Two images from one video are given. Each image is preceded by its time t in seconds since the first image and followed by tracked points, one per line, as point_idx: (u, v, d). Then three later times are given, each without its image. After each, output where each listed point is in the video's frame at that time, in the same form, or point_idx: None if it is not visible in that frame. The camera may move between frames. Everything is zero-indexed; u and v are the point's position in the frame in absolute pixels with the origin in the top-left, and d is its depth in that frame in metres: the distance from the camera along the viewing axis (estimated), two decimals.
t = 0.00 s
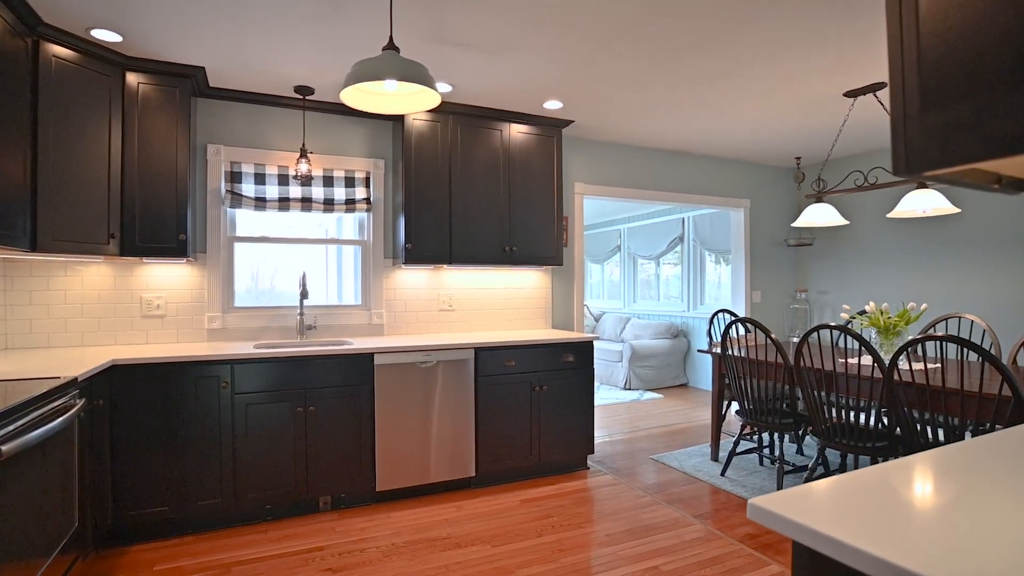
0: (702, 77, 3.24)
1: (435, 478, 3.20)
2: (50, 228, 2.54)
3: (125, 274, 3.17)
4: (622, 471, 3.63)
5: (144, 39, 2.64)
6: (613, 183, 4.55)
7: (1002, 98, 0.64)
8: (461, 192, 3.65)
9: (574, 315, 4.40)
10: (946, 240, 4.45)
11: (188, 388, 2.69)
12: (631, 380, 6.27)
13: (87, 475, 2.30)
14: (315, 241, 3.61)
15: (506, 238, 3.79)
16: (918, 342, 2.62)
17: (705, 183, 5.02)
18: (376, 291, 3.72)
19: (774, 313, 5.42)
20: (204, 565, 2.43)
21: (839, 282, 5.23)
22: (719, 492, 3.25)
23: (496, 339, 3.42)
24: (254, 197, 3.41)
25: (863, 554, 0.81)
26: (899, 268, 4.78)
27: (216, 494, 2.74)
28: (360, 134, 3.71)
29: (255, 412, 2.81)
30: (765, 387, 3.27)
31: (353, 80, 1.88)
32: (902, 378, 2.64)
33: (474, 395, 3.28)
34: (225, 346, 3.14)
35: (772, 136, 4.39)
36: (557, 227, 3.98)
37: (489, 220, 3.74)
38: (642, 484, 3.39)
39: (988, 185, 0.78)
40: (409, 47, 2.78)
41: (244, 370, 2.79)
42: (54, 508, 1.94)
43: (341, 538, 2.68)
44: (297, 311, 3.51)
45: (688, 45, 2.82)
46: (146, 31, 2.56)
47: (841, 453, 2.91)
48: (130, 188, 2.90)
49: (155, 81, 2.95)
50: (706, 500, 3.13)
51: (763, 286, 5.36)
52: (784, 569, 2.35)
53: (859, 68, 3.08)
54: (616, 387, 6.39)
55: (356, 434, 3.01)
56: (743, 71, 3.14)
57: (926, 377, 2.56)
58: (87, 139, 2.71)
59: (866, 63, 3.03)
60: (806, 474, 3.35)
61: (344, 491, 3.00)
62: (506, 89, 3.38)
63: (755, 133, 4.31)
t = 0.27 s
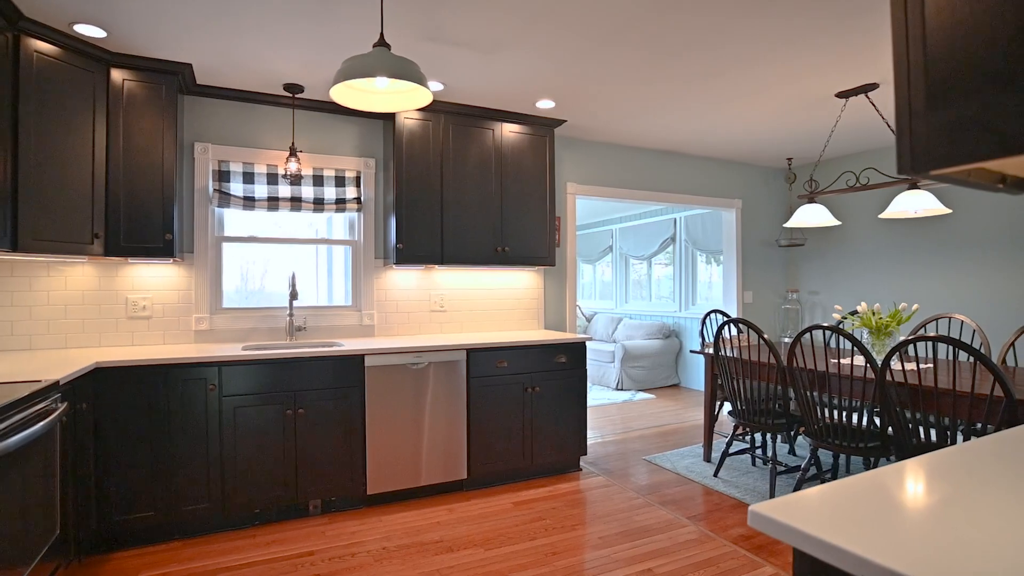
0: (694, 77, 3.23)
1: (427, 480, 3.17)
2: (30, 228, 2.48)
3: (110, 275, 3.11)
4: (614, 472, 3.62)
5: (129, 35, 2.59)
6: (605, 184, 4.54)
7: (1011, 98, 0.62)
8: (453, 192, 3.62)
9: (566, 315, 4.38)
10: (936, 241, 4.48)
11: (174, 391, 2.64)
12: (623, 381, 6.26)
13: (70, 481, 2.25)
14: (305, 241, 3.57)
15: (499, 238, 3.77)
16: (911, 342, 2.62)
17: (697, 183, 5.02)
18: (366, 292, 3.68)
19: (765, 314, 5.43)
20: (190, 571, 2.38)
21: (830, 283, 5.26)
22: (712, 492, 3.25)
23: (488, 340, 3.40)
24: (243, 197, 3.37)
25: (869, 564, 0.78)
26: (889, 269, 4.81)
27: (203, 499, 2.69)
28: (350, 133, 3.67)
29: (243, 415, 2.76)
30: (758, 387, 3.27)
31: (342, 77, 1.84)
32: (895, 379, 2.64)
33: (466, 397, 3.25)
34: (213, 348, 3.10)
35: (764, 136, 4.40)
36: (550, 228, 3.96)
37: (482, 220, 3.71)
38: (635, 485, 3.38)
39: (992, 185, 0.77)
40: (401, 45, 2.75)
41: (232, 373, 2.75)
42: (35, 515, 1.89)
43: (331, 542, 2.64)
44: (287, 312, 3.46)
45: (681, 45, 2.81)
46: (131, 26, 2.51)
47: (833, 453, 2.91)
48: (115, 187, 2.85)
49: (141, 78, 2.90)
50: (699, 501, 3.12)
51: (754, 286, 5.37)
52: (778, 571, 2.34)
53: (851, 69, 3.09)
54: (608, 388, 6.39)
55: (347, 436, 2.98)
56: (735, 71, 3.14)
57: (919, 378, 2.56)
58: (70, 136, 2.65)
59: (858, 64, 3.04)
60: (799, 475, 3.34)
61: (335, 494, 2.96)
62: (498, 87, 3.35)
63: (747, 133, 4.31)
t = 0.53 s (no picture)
0: (687, 77, 3.22)
1: (419, 483, 3.14)
2: (11, 229, 2.42)
3: (94, 275, 3.05)
4: (607, 473, 3.60)
5: (113, 30, 2.54)
6: (597, 184, 4.52)
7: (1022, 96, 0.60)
8: (445, 192, 3.59)
9: (558, 316, 4.36)
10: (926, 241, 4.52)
11: (160, 393, 2.59)
12: (615, 381, 6.26)
13: (51, 487, 2.19)
14: (295, 241, 3.52)
15: (490, 238, 3.74)
16: (904, 343, 2.62)
17: (689, 183, 5.03)
18: (357, 293, 3.64)
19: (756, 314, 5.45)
20: None
21: (821, 283, 5.28)
22: (705, 493, 3.24)
23: (480, 341, 3.37)
24: (231, 196, 3.31)
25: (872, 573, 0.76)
26: (879, 267, 4.85)
27: (189, 504, 2.64)
28: (341, 131, 3.63)
29: (231, 418, 2.72)
30: (750, 389, 3.27)
31: (332, 74, 1.81)
32: (888, 379, 2.64)
33: (458, 398, 3.23)
34: (200, 350, 3.05)
35: (755, 137, 4.40)
36: (542, 228, 3.94)
37: (473, 220, 3.68)
38: (627, 486, 3.36)
39: (997, 185, 0.75)
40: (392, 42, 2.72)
41: (219, 375, 2.70)
42: (15, 523, 1.84)
43: (321, 547, 2.60)
44: (275, 313, 3.42)
45: (674, 45, 2.79)
46: (115, 22, 2.46)
47: (826, 454, 2.91)
48: (99, 185, 2.79)
49: (126, 74, 2.84)
50: (691, 502, 3.11)
51: (746, 287, 5.39)
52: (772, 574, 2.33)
53: (842, 69, 3.10)
54: (600, 388, 6.38)
55: (337, 439, 2.94)
56: (727, 71, 3.13)
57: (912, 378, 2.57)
58: (53, 134, 2.59)
59: (849, 65, 3.05)
60: (791, 475, 3.34)
61: (325, 498, 2.92)
62: (490, 86, 3.32)
63: (739, 133, 4.31)
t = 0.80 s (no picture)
0: (680, 77, 3.22)
1: (410, 486, 3.11)
2: None
3: (78, 276, 2.99)
4: (599, 474, 3.59)
5: (96, 25, 2.48)
6: (589, 184, 4.51)
7: None
8: (436, 191, 3.56)
9: (550, 316, 4.34)
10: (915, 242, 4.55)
11: (145, 396, 2.54)
12: (607, 382, 6.25)
13: (33, 493, 2.14)
14: (285, 241, 3.48)
15: (482, 238, 3.71)
16: (896, 344, 2.62)
17: (680, 184, 5.03)
18: (347, 293, 3.60)
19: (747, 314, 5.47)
20: None
21: (812, 283, 5.30)
22: (697, 494, 3.23)
23: (472, 343, 3.34)
24: (218, 195, 3.27)
25: None
26: (869, 267, 4.88)
27: (174, 509, 2.59)
28: (331, 130, 3.59)
29: (219, 420, 2.67)
30: (743, 389, 3.27)
31: (321, 71, 1.78)
32: (880, 380, 2.64)
33: (449, 400, 3.20)
34: (187, 352, 3.00)
35: (747, 137, 4.41)
36: (534, 228, 3.92)
37: (465, 220, 3.66)
38: (620, 488, 3.35)
39: (1001, 186, 0.74)
40: (382, 40, 2.69)
41: (206, 377, 2.65)
42: None
43: (311, 552, 2.56)
44: (264, 314, 3.37)
45: (667, 44, 2.78)
46: (99, 17, 2.41)
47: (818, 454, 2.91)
48: (82, 183, 2.73)
49: (110, 71, 2.79)
50: (684, 503, 3.10)
51: (737, 287, 5.40)
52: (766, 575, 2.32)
53: (834, 70, 3.10)
54: (592, 389, 6.37)
55: (327, 442, 2.90)
56: (720, 71, 3.13)
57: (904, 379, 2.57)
58: (34, 131, 2.53)
59: (841, 66, 3.05)
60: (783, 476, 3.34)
61: (314, 502, 2.89)
62: (482, 85, 3.30)
63: (730, 134, 4.32)
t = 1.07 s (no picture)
0: (672, 78, 3.21)
1: (401, 489, 3.07)
2: None
3: (60, 276, 2.93)
4: (592, 476, 3.57)
5: (79, 20, 2.43)
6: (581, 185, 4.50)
7: None
8: (427, 191, 3.53)
9: (542, 317, 4.33)
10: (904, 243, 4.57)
11: (129, 400, 2.49)
12: (598, 383, 6.24)
13: (11, 499, 2.09)
14: (274, 241, 3.43)
15: (474, 239, 3.69)
16: (888, 345, 2.63)
17: (672, 185, 5.03)
18: (337, 294, 3.56)
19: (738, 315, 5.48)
20: None
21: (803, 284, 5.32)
22: (690, 496, 3.22)
23: (463, 344, 3.32)
24: (205, 195, 3.20)
25: None
26: (860, 267, 4.90)
27: (159, 514, 2.54)
28: (320, 129, 3.54)
29: (206, 424, 2.63)
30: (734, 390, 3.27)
31: (310, 68, 1.74)
32: (872, 380, 2.64)
33: (440, 402, 3.17)
34: (173, 354, 2.95)
35: (738, 138, 4.42)
36: (526, 228, 3.90)
37: (456, 220, 3.63)
38: (612, 490, 3.33)
39: (1003, 186, 0.73)
40: (372, 37, 2.65)
41: (192, 379, 2.61)
42: None
43: (299, 557, 2.52)
44: (252, 315, 3.32)
45: (659, 44, 2.77)
46: (82, 12, 2.36)
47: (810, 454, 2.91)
48: (65, 181, 2.68)
49: (95, 68, 2.73)
50: (677, 505, 3.09)
51: (728, 288, 5.42)
52: None
53: (825, 71, 3.11)
54: (584, 390, 6.35)
55: (316, 445, 2.86)
56: (712, 71, 3.13)
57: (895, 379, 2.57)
58: (14, 128, 2.48)
59: (832, 67, 3.06)
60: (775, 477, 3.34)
61: (303, 505, 2.85)
62: (473, 84, 3.27)
63: (722, 134, 4.32)
